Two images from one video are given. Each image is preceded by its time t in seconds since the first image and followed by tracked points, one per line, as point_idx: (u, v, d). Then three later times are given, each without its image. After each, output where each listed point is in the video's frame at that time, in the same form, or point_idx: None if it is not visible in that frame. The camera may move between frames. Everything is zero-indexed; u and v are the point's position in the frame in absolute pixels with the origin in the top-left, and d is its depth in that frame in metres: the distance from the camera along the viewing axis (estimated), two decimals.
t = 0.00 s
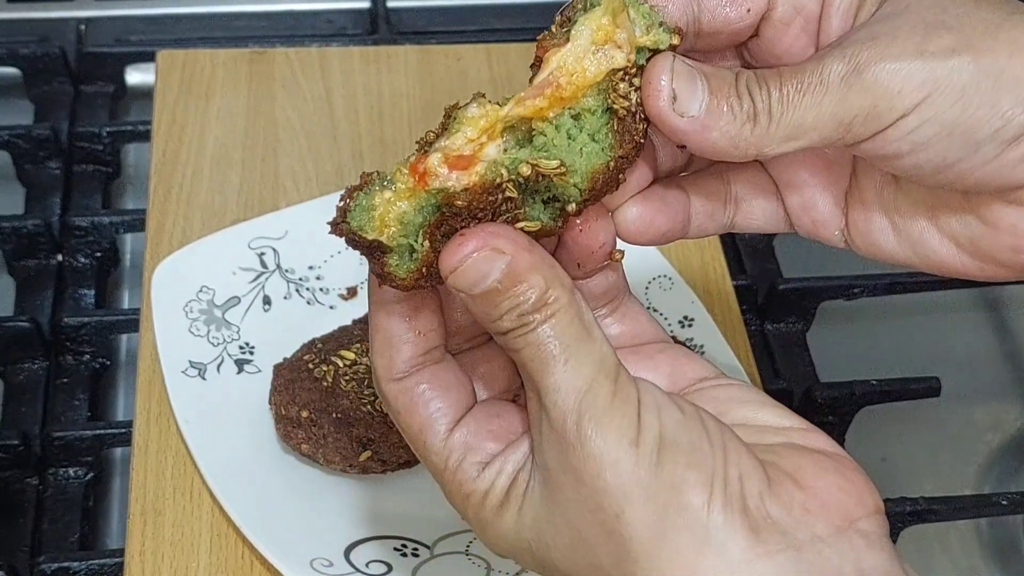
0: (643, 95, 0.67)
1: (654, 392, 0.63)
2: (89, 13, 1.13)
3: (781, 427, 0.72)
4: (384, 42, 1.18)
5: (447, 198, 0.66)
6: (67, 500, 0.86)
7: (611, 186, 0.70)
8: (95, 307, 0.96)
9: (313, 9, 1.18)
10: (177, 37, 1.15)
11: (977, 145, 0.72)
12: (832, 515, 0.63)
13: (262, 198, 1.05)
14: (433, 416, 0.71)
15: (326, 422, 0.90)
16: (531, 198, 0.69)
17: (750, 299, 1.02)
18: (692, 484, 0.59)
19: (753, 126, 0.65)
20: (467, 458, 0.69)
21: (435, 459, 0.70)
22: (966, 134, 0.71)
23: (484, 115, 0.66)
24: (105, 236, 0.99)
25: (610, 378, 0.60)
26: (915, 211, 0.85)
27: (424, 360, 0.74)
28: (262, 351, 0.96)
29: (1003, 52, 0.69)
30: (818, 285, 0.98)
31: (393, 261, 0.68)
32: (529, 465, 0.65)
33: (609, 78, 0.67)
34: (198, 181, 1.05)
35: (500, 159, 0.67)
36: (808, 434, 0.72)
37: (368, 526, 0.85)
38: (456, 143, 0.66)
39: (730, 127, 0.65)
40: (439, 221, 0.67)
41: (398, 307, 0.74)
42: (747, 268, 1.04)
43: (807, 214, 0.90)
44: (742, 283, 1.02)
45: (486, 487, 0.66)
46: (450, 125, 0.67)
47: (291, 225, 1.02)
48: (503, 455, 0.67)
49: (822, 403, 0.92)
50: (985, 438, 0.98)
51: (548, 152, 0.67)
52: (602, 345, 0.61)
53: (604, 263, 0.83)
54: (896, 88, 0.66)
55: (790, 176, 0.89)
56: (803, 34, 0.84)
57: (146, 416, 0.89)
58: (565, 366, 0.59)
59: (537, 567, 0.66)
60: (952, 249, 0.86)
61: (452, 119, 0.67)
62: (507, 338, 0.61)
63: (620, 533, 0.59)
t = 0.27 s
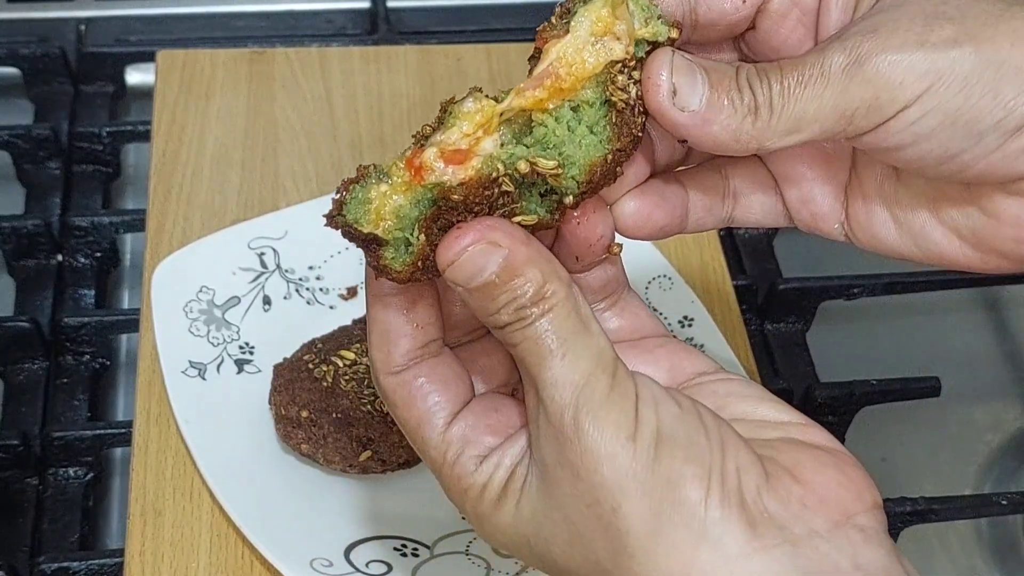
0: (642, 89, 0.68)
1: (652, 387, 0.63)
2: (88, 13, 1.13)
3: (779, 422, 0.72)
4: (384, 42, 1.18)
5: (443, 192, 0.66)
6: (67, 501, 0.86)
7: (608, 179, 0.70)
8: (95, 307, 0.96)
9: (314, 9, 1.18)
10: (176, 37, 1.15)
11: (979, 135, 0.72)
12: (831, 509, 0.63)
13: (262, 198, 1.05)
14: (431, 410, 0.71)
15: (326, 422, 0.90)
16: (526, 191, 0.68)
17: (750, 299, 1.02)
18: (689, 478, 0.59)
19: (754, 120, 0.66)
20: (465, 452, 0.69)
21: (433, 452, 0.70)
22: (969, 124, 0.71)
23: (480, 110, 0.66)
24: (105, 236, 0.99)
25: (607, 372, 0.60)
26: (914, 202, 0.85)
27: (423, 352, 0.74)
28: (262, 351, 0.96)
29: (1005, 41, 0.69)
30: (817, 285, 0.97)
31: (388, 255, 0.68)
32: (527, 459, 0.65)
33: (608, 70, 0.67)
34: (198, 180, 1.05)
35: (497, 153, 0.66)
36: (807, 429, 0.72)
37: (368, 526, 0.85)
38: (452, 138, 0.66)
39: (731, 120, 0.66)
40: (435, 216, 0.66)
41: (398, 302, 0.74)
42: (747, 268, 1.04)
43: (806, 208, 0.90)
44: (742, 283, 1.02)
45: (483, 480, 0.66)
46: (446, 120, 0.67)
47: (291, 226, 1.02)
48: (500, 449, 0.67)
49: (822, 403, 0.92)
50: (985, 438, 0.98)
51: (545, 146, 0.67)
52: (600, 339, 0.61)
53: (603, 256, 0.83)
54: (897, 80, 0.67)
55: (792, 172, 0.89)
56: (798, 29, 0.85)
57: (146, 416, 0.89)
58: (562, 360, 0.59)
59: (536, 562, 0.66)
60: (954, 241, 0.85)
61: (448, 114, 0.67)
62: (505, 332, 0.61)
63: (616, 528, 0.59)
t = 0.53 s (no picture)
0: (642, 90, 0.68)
1: (650, 386, 0.63)
2: (88, 13, 1.13)
3: (779, 421, 0.72)
4: (384, 42, 1.18)
5: (442, 193, 0.66)
6: (67, 501, 0.86)
7: (607, 178, 0.70)
8: (95, 307, 0.96)
9: (314, 9, 1.18)
10: (177, 37, 1.15)
11: (982, 134, 0.72)
12: (831, 507, 0.63)
13: (262, 198, 1.05)
14: (432, 408, 0.71)
15: (326, 422, 0.90)
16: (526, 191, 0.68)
17: (750, 299, 1.02)
18: (688, 477, 0.58)
19: (756, 120, 0.66)
20: (465, 451, 0.69)
21: (432, 451, 0.70)
22: (971, 124, 0.71)
23: (480, 111, 0.66)
24: (105, 236, 0.99)
25: (606, 372, 0.60)
26: (914, 203, 0.85)
27: (424, 350, 0.75)
28: (262, 352, 0.96)
29: (1007, 39, 0.69)
30: (817, 288, 0.97)
31: (387, 253, 0.68)
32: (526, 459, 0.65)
33: (605, 69, 0.67)
34: (198, 180, 1.05)
35: (496, 154, 0.67)
36: (802, 431, 0.71)
37: (368, 527, 0.85)
38: (452, 138, 0.66)
39: (731, 120, 0.66)
40: (433, 215, 0.66)
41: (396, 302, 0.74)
42: (747, 268, 1.04)
43: (807, 207, 0.90)
44: (742, 283, 1.02)
45: (482, 480, 0.66)
46: (445, 121, 0.67)
47: (291, 227, 1.02)
48: (499, 449, 0.67)
49: (822, 404, 0.92)
50: (985, 438, 0.98)
51: (543, 146, 0.67)
52: (599, 339, 0.61)
53: (602, 256, 0.83)
54: (898, 79, 0.66)
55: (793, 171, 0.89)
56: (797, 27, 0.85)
57: (146, 416, 0.89)
58: (562, 360, 0.59)
59: (535, 562, 0.66)
60: (956, 240, 0.85)
61: (448, 114, 0.67)
62: (505, 332, 0.61)
63: (615, 527, 0.59)
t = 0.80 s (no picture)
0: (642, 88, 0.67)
1: (650, 388, 0.63)
2: (88, 13, 1.13)
3: (779, 421, 0.72)
4: (384, 42, 1.18)
5: (441, 194, 0.66)
6: (67, 501, 0.86)
7: (608, 177, 0.69)
8: (95, 307, 0.96)
9: (314, 9, 1.18)
10: (177, 37, 1.15)
11: (983, 132, 0.71)
12: (832, 506, 0.62)
13: (262, 198, 1.05)
14: (433, 408, 0.72)
15: (327, 422, 0.90)
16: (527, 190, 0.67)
17: (750, 299, 1.02)
18: (687, 478, 0.58)
19: (755, 121, 0.66)
20: (465, 451, 0.69)
21: (433, 451, 0.71)
22: (972, 122, 0.71)
23: (480, 112, 0.67)
24: (105, 237, 0.99)
25: (604, 373, 0.60)
26: (915, 202, 0.85)
27: (426, 349, 0.75)
28: (262, 352, 0.96)
29: (1008, 37, 0.68)
30: (818, 288, 0.97)
31: (386, 253, 0.68)
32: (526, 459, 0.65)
33: (604, 68, 0.66)
34: (198, 180, 1.05)
35: (495, 155, 0.67)
36: (801, 430, 0.71)
37: (368, 527, 0.85)
38: (451, 139, 0.66)
39: (731, 120, 0.66)
40: (432, 216, 0.67)
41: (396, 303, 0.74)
42: (747, 268, 1.04)
43: (807, 207, 0.90)
44: (742, 283, 1.02)
45: (482, 481, 0.67)
46: (445, 121, 0.67)
47: (291, 226, 1.02)
48: (499, 449, 0.68)
49: (823, 404, 0.92)
50: (985, 438, 0.98)
51: (542, 146, 0.67)
52: (598, 340, 0.61)
53: (601, 256, 0.82)
54: (899, 77, 0.66)
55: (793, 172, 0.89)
56: (796, 26, 0.84)
57: (146, 416, 0.89)
58: (562, 362, 0.60)
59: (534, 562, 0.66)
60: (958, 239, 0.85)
61: (448, 115, 0.68)
62: (505, 333, 0.61)
63: (614, 528, 0.59)
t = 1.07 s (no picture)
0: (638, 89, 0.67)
1: (645, 393, 0.62)
2: (88, 13, 1.13)
3: (778, 423, 0.73)
4: (384, 42, 1.18)
5: (437, 204, 0.66)
6: (67, 501, 0.86)
7: (607, 181, 0.69)
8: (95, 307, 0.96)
9: (313, 9, 1.18)
10: (177, 37, 1.15)
11: (978, 131, 0.72)
12: (826, 511, 0.63)
13: (262, 199, 1.05)
14: (433, 410, 0.72)
15: (327, 422, 0.90)
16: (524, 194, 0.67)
17: (750, 299, 1.02)
18: (682, 488, 0.59)
19: (750, 119, 0.66)
20: (464, 452, 0.69)
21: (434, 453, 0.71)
22: (969, 120, 0.71)
23: (475, 120, 0.66)
24: (105, 237, 0.99)
25: (601, 380, 0.59)
26: (908, 204, 0.85)
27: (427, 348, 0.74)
28: (262, 352, 0.96)
29: (1003, 39, 0.69)
30: (818, 288, 0.97)
31: (384, 262, 0.68)
32: (524, 463, 0.65)
33: (604, 73, 0.66)
34: (198, 181, 1.05)
35: (492, 163, 0.67)
36: (801, 431, 0.72)
37: (368, 526, 0.85)
38: (446, 148, 0.66)
39: (727, 118, 0.66)
40: (429, 225, 0.67)
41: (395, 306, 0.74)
42: (747, 268, 1.04)
43: (797, 218, 0.90)
44: (742, 283, 1.02)
45: (480, 483, 0.67)
46: (440, 129, 0.67)
47: (291, 227, 1.02)
48: (497, 452, 0.67)
49: (823, 404, 0.91)
50: (985, 438, 0.98)
51: (541, 153, 0.67)
52: (595, 346, 0.61)
53: (601, 255, 0.82)
54: (894, 77, 0.66)
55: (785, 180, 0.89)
56: (790, 33, 0.86)
57: (146, 416, 0.89)
58: (558, 366, 0.59)
59: (529, 561, 0.66)
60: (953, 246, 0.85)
61: (443, 122, 0.67)
62: (502, 338, 0.60)
63: (609, 536, 0.59)
